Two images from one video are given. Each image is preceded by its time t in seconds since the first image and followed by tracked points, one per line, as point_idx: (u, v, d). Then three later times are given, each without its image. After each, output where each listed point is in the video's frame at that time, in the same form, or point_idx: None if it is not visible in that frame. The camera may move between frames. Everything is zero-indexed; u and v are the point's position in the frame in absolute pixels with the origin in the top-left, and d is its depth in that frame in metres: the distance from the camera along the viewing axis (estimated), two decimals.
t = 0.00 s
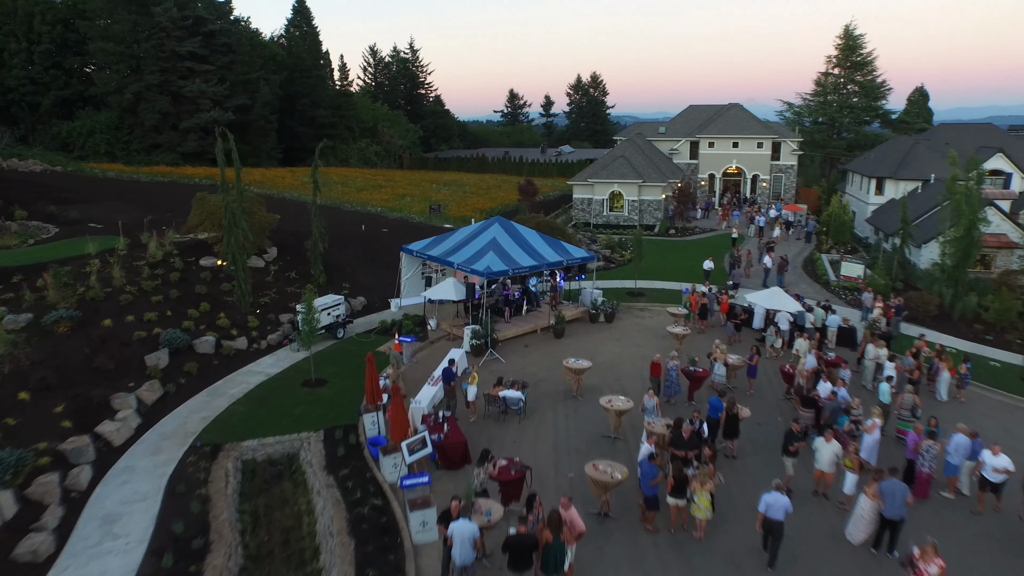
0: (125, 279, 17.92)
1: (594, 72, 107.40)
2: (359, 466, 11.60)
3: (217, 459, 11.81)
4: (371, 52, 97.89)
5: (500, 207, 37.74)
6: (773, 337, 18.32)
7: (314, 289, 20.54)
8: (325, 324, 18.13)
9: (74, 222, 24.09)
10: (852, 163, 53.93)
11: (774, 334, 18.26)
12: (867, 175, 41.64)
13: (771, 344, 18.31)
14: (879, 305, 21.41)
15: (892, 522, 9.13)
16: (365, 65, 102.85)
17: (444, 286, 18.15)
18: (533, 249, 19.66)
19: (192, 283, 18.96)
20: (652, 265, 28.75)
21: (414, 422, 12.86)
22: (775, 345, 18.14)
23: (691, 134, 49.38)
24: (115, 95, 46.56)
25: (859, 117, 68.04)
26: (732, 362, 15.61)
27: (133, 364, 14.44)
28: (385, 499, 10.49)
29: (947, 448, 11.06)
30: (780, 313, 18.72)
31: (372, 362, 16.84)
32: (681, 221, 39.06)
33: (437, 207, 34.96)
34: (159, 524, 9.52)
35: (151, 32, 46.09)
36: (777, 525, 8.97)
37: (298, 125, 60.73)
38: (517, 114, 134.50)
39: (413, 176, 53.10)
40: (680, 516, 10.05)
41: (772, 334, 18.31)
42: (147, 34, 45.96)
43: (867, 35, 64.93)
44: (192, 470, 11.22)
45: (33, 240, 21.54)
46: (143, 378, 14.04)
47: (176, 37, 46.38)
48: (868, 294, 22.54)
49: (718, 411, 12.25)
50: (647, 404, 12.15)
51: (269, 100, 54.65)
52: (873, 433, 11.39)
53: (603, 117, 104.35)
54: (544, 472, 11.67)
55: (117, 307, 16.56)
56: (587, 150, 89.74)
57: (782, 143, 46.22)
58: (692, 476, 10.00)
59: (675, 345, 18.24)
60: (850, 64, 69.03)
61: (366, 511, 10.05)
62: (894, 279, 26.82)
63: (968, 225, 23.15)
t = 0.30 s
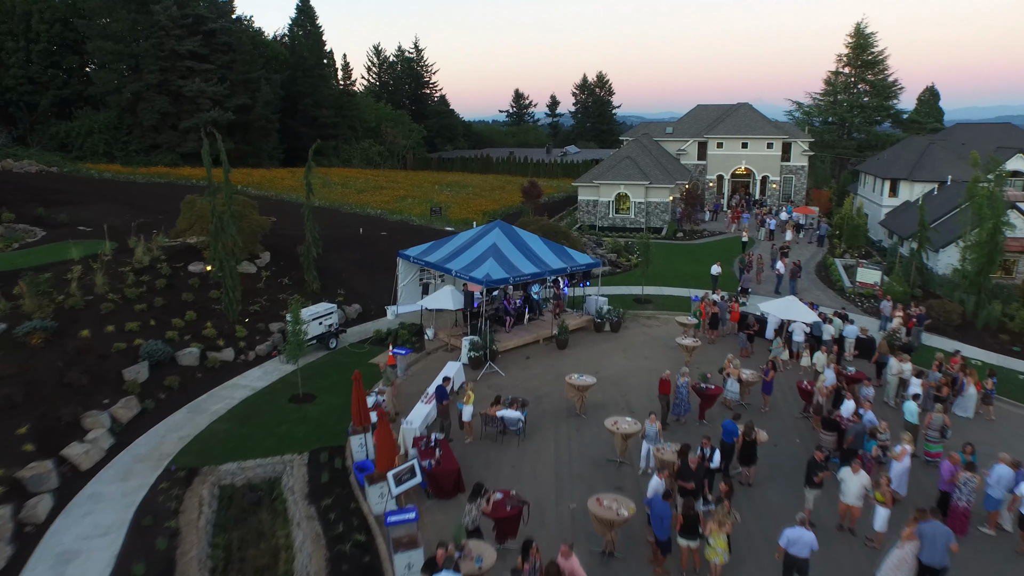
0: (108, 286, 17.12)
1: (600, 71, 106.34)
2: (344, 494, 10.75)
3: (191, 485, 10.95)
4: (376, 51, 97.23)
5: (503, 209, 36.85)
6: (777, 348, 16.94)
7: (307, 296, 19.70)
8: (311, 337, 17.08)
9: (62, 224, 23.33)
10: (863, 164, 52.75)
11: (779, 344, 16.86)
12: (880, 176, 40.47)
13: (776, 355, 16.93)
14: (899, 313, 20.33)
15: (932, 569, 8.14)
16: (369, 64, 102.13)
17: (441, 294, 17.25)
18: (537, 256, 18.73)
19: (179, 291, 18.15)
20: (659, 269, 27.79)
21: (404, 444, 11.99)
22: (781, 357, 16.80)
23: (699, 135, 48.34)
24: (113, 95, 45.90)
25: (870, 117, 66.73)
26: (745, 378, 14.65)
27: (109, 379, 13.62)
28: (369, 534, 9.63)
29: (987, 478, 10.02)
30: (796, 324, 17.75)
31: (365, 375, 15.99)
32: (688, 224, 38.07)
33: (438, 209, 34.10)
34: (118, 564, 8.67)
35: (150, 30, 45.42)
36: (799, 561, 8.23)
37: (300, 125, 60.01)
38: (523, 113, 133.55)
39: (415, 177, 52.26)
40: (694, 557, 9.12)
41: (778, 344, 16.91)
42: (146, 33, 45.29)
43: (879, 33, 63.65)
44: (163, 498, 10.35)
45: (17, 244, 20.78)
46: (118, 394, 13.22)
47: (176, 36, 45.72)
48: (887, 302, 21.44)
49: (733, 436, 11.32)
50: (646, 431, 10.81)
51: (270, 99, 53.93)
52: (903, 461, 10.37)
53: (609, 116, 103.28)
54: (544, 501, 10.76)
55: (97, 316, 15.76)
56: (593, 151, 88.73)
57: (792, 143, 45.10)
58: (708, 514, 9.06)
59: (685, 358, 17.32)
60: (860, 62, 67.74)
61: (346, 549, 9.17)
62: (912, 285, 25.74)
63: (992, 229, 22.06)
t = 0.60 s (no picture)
0: (87, 294, 16.32)
1: (603, 71, 105.40)
2: (325, 527, 9.92)
3: (160, 515, 10.12)
4: (378, 51, 96.52)
5: (504, 211, 36.03)
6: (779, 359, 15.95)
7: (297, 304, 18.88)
8: (296, 350, 16.22)
9: (47, 227, 22.54)
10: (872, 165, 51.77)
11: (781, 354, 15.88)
12: (890, 177, 39.50)
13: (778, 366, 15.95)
14: (917, 323, 19.31)
15: None
16: (371, 64, 101.44)
17: (436, 303, 16.41)
18: (538, 263, 17.89)
19: (162, 299, 17.33)
20: (664, 275, 26.93)
21: (393, 468, 11.18)
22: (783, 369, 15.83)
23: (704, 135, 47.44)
24: (108, 95, 45.18)
25: (878, 117, 65.68)
26: (758, 396, 13.78)
27: (81, 395, 12.81)
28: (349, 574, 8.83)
29: None
30: (809, 335, 16.82)
31: (355, 390, 15.18)
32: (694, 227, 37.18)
33: (437, 212, 33.28)
34: None
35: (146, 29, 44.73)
36: None
37: (300, 125, 59.29)
38: (526, 113, 132.74)
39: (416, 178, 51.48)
40: None
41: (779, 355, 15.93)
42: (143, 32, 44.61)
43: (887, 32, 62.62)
44: (127, 532, 9.54)
45: None
46: (89, 413, 12.41)
47: (173, 35, 45.08)
48: (904, 311, 20.42)
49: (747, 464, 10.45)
50: (644, 464, 9.95)
51: (269, 99, 53.23)
52: (933, 492, 9.47)
53: (613, 116, 102.39)
54: (542, 534, 9.92)
55: (73, 326, 14.95)
56: (596, 151, 87.83)
57: (800, 144, 44.15)
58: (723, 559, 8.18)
59: (692, 371, 16.47)
60: (868, 62, 66.69)
61: None
62: (927, 291, 24.78)
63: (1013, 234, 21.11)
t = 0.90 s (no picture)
0: (64, 303, 15.57)
1: (605, 71, 104.52)
2: (301, 564, 9.14)
3: (124, 548, 9.36)
4: (378, 51, 95.74)
5: (504, 214, 35.26)
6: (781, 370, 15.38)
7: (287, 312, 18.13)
8: (282, 363, 15.43)
9: (30, 231, 21.79)
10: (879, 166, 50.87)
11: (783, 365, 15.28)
12: (899, 179, 38.61)
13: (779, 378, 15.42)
14: (935, 333, 18.43)
15: None
16: (371, 63, 100.69)
17: (430, 313, 15.63)
18: (537, 271, 17.14)
19: (144, 308, 16.59)
20: (668, 280, 26.11)
21: (380, 494, 10.41)
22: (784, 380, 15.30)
23: (708, 136, 46.58)
24: (101, 95, 44.42)
25: (884, 117, 64.71)
26: (769, 413, 12.98)
27: (50, 414, 12.05)
28: None
29: None
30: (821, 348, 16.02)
31: (344, 405, 14.44)
32: (698, 230, 36.35)
33: (435, 214, 32.52)
34: None
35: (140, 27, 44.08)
36: None
37: (298, 125, 58.54)
38: (527, 113, 131.92)
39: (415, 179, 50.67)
40: None
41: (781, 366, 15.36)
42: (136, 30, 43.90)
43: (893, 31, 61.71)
44: (86, 569, 8.79)
45: None
46: (57, 433, 11.68)
47: (168, 34, 44.49)
48: (920, 320, 19.53)
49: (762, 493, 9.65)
50: (643, 501, 9.11)
51: (266, 99, 52.48)
52: (966, 527, 8.66)
53: (615, 117, 101.54)
54: (538, 570, 9.14)
55: (47, 338, 14.21)
56: (598, 152, 87.00)
57: (806, 145, 43.28)
58: None
59: (699, 385, 15.70)
60: (874, 62, 65.77)
61: None
62: (941, 297, 23.91)
63: None
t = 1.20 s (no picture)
0: (44, 309, 14.94)
1: (608, 71, 103.85)
2: None
3: None
4: (379, 50, 95.16)
5: (504, 216, 34.59)
6: (781, 377, 14.72)
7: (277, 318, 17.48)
8: (270, 373, 14.74)
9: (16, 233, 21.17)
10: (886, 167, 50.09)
11: (782, 374, 14.65)
12: (907, 180, 37.85)
13: (780, 387, 14.69)
14: (952, 340, 17.66)
15: None
16: (373, 63, 100.15)
17: (426, 320, 14.95)
18: (537, 276, 16.45)
19: (128, 314, 15.94)
20: (673, 285, 25.39)
21: (367, 518, 9.74)
22: (786, 390, 14.59)
23: (713, 136, 45.86)
24: (97, 94, 43.76)
25: (890, 118, 63.84)
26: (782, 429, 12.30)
27: (20, 429, 11.42)
28: None
29: None
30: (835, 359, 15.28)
31: (336, 417, 13.79)
32: (702, 232, 35.63)
33: (434, 216, 31.86)
34: None
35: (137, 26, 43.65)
36: None
37: (298, 125, 57.96)
38: (529, 113, 131.23)
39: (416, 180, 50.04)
40: None
41: (780, 375, 14.73)
42: (133, 29, 43.41)
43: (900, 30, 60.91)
44: None
45: None
46: (27, 450, 11.02)
47: (165, 32, 44.13)
48: (936, 326, 18.75)
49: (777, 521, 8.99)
50: (640, 541, 8.39)
51: (265, 98, 51.93)
52: (1003, 562, 7.92)
53: (617, 117, 100.79)
54: None
55: (24, 346, 13.57)
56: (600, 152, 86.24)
57: (813, 145, 42.53)
58: None
59: (706, 397, 15.00)
60: (880, 61, 64.98)
61: None
62: (955, 303, 23.16)
63: None
